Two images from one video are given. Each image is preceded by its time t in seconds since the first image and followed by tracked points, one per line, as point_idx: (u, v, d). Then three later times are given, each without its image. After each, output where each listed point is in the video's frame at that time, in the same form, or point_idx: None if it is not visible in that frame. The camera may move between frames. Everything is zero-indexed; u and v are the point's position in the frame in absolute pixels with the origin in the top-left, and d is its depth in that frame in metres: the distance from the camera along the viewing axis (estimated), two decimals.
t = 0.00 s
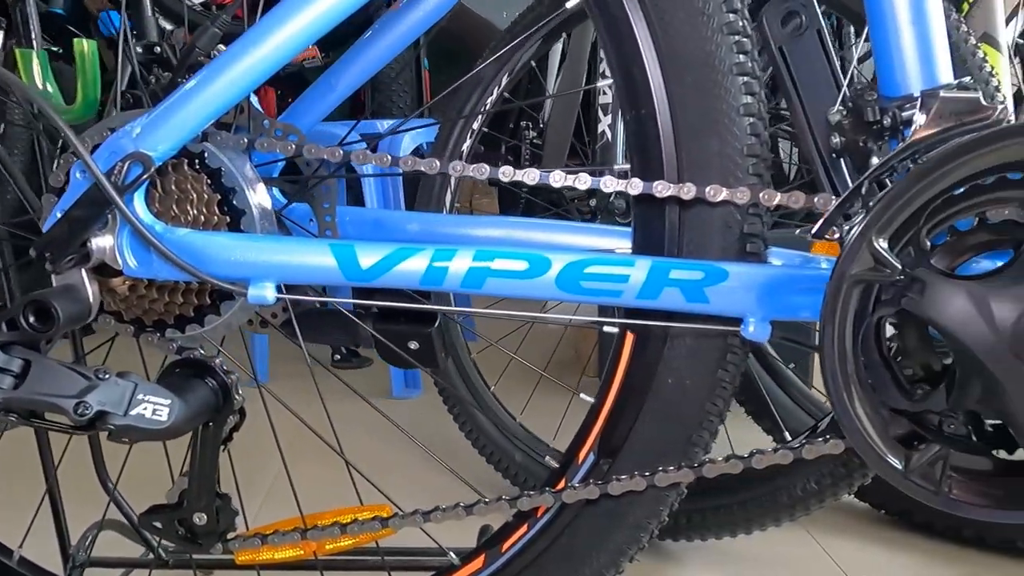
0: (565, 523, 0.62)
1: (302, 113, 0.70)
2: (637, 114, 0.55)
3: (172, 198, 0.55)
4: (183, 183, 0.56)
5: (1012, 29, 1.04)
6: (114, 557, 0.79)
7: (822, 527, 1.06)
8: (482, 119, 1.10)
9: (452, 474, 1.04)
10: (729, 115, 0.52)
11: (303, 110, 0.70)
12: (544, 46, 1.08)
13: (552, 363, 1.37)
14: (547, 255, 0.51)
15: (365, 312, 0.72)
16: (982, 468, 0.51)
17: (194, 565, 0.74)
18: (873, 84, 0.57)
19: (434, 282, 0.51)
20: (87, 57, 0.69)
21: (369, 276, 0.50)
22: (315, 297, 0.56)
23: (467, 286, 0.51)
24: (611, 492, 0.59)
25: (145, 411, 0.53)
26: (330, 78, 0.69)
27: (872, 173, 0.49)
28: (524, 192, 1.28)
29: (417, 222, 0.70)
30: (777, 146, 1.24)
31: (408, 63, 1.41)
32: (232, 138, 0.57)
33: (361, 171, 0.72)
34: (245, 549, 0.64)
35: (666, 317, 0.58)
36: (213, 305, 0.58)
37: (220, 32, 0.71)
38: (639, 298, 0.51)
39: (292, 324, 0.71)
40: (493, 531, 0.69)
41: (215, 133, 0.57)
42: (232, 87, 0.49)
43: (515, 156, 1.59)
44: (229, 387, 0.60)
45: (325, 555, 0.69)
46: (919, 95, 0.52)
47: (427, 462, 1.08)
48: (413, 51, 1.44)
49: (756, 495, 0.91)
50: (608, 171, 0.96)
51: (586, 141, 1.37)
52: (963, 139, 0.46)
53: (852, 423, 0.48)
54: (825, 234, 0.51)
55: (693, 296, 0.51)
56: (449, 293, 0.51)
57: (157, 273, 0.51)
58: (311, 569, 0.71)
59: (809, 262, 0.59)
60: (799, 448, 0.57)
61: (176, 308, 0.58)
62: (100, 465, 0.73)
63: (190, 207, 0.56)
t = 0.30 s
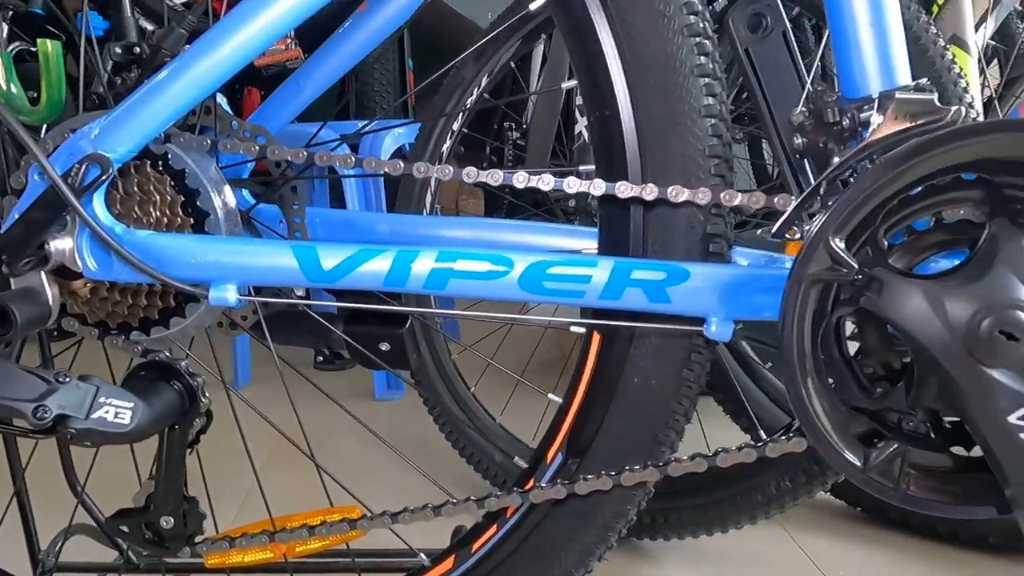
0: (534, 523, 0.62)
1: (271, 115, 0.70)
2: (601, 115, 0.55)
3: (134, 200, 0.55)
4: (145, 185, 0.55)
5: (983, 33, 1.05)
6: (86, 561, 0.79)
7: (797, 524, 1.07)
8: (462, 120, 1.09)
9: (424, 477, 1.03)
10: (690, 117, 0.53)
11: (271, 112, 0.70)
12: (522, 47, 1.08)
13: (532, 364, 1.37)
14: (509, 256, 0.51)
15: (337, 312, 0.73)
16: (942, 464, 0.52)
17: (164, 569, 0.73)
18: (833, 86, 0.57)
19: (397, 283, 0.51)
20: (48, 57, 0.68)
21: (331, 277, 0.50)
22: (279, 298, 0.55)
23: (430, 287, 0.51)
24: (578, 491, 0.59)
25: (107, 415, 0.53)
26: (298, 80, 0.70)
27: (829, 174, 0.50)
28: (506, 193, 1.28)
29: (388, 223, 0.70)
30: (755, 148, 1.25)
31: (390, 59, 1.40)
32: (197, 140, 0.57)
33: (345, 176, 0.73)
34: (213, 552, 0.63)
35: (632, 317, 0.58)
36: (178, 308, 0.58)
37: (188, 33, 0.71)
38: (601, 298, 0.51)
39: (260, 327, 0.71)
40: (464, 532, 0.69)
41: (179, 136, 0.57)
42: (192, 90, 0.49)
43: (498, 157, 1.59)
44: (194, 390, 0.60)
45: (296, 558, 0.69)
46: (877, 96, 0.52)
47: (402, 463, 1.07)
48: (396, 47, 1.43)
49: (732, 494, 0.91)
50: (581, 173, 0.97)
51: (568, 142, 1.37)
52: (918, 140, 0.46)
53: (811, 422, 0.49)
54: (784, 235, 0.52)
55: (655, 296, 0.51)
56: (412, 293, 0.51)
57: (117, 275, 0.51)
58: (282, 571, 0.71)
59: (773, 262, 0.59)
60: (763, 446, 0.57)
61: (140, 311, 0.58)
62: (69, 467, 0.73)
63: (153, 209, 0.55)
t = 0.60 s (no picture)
0: (500, 521, 0.62)
1: (234, 114, 0.72)
2: (562, 113, 0.55)
3: (90, 200, 0.54)
4: (101, 183, 0.54)
5: (952, 36, 1.07)
6: (53, 565, 0.78)
7: (771, 519, 1.08)
8: (439, 120, 1.09)
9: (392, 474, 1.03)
10: (649, 114, 0.53)
11: (235, 112, 0.72)
12: (498, 46, 1.07)
13: (508, 364, 1.36)
14: (467, 255, 0.51)
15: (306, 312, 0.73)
16: (899, 460, 0.53)
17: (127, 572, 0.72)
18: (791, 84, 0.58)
19: (356, 281, 0.50)
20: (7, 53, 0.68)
21: (288, 276, 0.50)
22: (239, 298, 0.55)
23: (388, 286, 0.51)
24: (541, 489, 0.59)
25: (63, 416, 0.53)
26: (261, 81, 0.71)
27: (782, 172, 0.51)
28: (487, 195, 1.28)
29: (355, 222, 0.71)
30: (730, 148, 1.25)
31: (372, 59, 1.40)
32: (154, 138, 0.56)
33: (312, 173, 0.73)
34: (176, 555, 0.63)
35: (595, 315, 0.58)
36: (138, 308, 0.57)
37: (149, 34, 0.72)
38: (561, 296, 0.51)
39: (226, 327, 0.70)
40: (432, 531, 0.69)
41: (137, 132, 0.56)
42: (148, 86, 0.49)
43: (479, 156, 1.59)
44: (155, 393, 0.59)
45: (262, 558, 0.69)
46: (832, 95, 0.53)
47: (370, 460, 1.07)
48: (379, 44, 1.42)
49: (705, 490, 0.92)
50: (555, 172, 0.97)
51: (547, 141, 1.37)
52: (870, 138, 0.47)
53: (768, 417, 0.49)
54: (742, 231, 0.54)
55: (614, 294, 0.52)
56: (371, 292, 0.51)
57: (72, 277, 0.51)
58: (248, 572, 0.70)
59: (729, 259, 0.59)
60: (724, 443, 0.58)
61: (97, 311, 0.57)
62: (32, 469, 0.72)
63: (109, 208, 0.54)
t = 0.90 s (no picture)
0: (466, 520, 0.62)
1: (198, 113, 0.72)
2: (524, 112, 0.56)
3: (49, 200, 0.54)
4: (60, 182, 0.54)
5: (921, 38, 1.08)
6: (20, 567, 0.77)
7: (746, 515, 1.08)
8: (416, 118, 1.09)
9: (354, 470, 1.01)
10: (610, 113, 0.53)
11: (200, 111, 0.71)
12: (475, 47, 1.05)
13: (486, 363, 1.36)
14: (428, 253, 0.51)
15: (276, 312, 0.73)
16: (857, 454, 0.53)
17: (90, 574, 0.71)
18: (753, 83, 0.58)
19: (317, 280, 0.50)
20: None
21: (248, 275, 0.50)
22: (201, 297, 0.55)
23: (349, 284, 0.51)
24: (506, 487, 0.59)
25: (21, 417, 0.53)
26: (225, 80, 0.71)
27: (740, 170, 0.52)
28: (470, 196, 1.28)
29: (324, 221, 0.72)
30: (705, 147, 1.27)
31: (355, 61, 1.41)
32: (113, 137, 0.56)
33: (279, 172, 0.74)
34: (142, 556, 0.62)
35: (559, 313, 0.58)
36: (100, 309, 0.57)
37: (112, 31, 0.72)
38: (522, 294, 0.52)
39: (193, 327, 0.70)
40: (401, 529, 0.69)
41: (97, 131, 0.55)
42: (112, 79, 0.50)
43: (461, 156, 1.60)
44: (118, 394, 0.59)
45: (230, 558, 0.68)
46: (790, 94, 0.53)
47: (346, 459, 1.06)
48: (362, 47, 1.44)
49: (679, 486, 0.92)
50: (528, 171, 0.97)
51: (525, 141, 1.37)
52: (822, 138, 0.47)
53: (726, 413, 0.50)
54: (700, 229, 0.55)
55: (574, 292, 0.52)
56: (332, 291, 0.51)
57: (28, 277, 0.51)
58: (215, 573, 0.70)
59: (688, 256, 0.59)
60: (685, 440, 0.60)
61: (58, 311, 0.57)
62: None
63: (69, 207, 0.55)
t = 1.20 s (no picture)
0: (441, 518, 0.62)
1: (173, 113, 0.71)
2: (497, 112, 0.56)
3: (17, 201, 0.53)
4: (29, 182, 0.54)
5: (898, 40, 1.09)
6: None
7: (727, 511, 1.09)
8: (400, 117, 1.08)
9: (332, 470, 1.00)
10: (581, 113, 0.54)
11: (175, 111, 0.71)
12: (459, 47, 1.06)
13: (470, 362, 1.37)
14: (399, 253, 0.51)
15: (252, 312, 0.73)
16: (826, 450, 0.54)
17: None
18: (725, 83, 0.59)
19: (288, 279, 0.50)
20: None
21: (218, 275, 0.50)
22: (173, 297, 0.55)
23: (320, 284, 0.51)
24: (481, 485, 0.60)
25: None
26: (200, 79, 0.70)
27: (711, 169, 0.53)
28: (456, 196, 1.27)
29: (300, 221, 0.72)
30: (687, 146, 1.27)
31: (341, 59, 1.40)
32: (85, 137, 0.56)
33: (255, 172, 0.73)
34: (116, 557, 0.62)
35: (534, 312, 0.59)
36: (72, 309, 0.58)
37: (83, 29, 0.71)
38: (493, 293, 0.52)
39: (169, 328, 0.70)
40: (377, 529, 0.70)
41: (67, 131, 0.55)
42: (82, 77, 0.50)
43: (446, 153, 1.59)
44: (91, 396, 0.59)
45: (206, 559, 0.68)
46: (759, 94, 0.54)
47: (328, 459, 1.06)
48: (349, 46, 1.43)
49: (660, 484, 0.93)
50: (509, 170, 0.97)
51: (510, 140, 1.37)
52: (790, 136, 0.48)
53: (695, 410, 0.50)
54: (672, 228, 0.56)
55: (545, 291, 0.52)
56: (302, 290, 0.51)
57: None
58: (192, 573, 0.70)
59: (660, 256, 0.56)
60: (658, 437, 0.60)
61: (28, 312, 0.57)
62: None
63: (38, 207, 0.54)
